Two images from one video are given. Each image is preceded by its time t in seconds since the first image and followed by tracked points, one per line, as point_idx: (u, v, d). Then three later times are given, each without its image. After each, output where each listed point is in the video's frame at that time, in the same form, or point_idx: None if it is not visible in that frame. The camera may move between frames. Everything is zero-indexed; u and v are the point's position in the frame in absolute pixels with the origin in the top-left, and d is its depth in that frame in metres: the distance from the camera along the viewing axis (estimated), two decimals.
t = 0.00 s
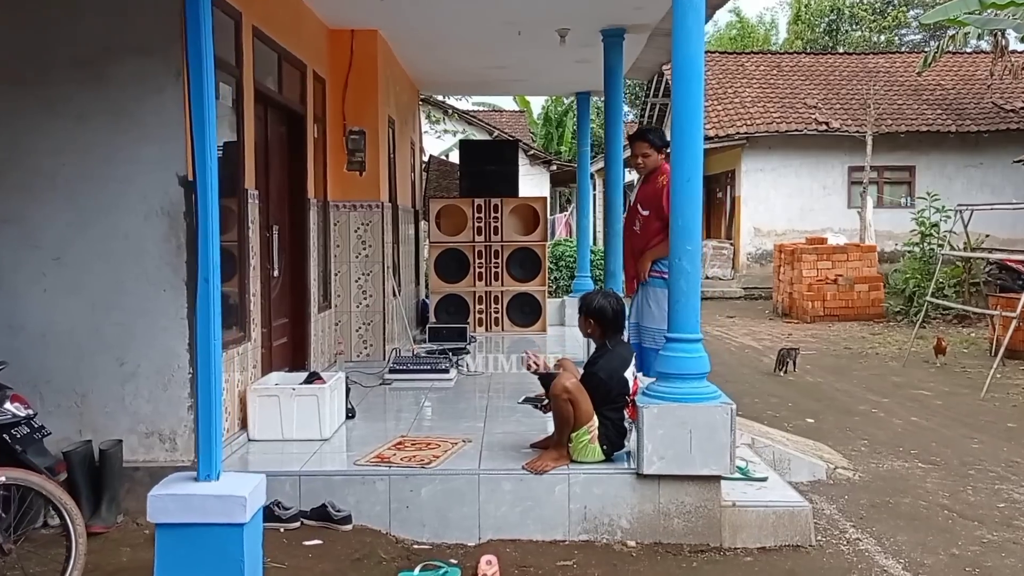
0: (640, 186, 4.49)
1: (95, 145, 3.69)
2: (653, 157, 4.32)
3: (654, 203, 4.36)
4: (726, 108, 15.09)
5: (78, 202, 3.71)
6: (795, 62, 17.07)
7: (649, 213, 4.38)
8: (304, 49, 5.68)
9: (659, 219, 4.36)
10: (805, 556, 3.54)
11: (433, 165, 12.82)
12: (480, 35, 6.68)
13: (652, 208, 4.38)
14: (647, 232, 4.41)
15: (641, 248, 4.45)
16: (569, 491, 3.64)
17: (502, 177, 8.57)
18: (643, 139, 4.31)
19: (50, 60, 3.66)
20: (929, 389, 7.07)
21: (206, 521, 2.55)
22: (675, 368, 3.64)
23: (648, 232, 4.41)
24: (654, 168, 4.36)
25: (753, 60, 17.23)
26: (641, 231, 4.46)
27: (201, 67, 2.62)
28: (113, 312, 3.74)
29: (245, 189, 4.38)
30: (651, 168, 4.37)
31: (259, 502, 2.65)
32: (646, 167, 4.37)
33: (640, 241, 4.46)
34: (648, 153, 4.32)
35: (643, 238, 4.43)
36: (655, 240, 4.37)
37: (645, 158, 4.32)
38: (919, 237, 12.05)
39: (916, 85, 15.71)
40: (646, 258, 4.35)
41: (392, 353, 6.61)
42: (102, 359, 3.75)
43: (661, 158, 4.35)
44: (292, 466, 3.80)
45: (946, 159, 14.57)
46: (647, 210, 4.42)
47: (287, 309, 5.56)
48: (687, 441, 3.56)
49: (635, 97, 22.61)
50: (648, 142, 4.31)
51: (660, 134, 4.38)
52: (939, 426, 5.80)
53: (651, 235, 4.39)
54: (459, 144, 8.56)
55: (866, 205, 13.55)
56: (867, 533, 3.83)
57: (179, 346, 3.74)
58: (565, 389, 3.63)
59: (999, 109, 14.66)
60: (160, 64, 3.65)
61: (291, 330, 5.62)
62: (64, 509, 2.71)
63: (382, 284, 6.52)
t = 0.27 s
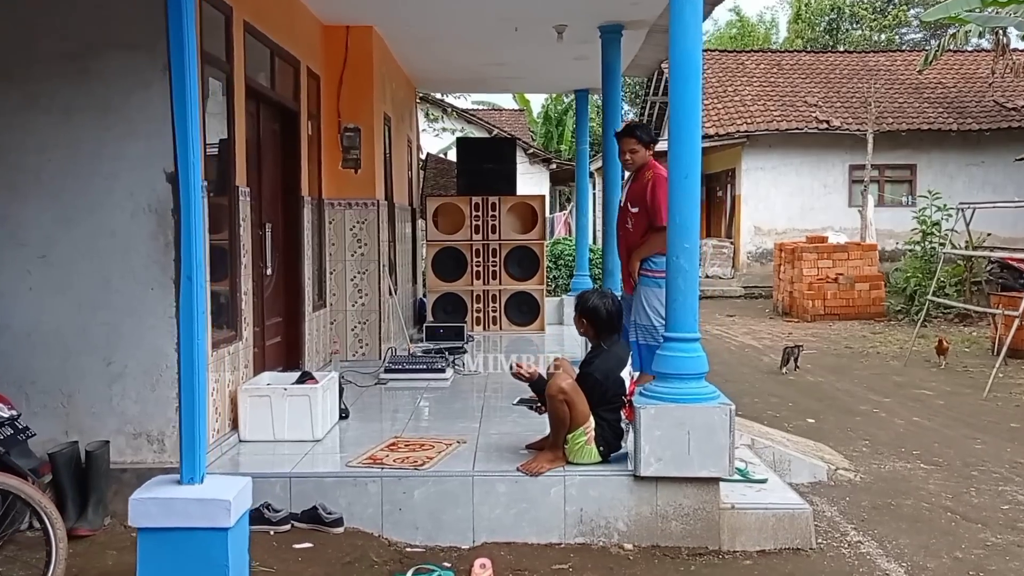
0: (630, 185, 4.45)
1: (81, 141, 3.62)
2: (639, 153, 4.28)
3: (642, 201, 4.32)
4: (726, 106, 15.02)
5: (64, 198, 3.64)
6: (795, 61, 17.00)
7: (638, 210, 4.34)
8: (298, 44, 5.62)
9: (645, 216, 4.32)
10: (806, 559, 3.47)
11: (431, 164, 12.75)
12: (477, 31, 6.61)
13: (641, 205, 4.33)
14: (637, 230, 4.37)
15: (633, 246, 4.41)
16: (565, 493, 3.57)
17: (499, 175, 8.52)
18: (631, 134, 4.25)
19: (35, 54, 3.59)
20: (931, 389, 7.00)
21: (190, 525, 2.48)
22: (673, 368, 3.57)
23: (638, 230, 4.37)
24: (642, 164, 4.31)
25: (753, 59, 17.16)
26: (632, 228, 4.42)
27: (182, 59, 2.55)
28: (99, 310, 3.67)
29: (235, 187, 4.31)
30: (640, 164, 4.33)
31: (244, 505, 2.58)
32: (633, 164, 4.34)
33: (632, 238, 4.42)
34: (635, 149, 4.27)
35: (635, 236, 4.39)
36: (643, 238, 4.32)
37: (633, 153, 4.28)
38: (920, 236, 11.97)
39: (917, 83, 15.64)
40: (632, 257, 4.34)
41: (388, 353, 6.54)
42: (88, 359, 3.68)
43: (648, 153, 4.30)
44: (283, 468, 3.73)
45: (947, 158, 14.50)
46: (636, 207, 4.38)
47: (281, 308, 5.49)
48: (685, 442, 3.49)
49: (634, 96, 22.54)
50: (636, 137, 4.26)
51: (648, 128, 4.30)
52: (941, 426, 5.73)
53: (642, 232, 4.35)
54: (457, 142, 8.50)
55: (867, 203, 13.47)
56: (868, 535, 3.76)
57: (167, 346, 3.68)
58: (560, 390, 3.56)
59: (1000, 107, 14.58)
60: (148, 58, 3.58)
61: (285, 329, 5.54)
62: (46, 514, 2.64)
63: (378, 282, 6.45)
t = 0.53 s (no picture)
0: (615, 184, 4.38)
1: (69, 137, 3.56)
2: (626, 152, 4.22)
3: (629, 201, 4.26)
4: (726, 104, 14.95)
5: (51, 195, 3.57)
6: (795, 58, 16.92)
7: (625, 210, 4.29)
8: (292, 40, 5.55)
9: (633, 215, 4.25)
10: (807, 563, 3.40)
11: (429, 162, 12.67)
12: (474, 27, 6.55)
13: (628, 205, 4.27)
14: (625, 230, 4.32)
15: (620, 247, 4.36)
16: (562, 495, 3.50)
17: (497, 173, 8.46)
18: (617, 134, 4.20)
19: (23, 47, 3.53)
20: (933, 389, 6.94)
21: (176, 530, 2.42)
22: (671, 368, 3.50)
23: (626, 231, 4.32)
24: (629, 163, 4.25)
25: (753, 56, 17.08)
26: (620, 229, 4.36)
27: (167, 53, 2.48)
28: (88, 310, 3.60)
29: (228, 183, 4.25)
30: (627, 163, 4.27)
31: (233, 509, 2.52)
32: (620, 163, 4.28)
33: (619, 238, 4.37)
34: (622, 148, 4.21)
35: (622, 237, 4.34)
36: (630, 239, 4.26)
37: (619, 153, 4.22)
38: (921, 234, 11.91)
39: (917, 81, 15.57)
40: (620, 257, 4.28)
41: (385, 352, 6.47)
42: (77, 359, 3.62)
43: (634, 153, 4.22)
44: (275, 469, 3.66)
45: (948, 156, 14.44)
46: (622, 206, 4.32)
47: (275, 307, 5.42)
48: (684, 443, 3.43)
49: (634, 94, 22.47)
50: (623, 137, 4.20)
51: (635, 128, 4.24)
52: (943, 427, 5.67)
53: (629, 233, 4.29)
54: (454, 139, 8.43)
55: (867, 201, 13.40)
56: (871, 538, 3.70)
57: (157, 345, 3.61)
58: (557, 390, 3.49)
59: (1001, 105, 14.51)
60: (137, 52, 3.52)
61: (279, 328, 5.48)
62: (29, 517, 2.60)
63: (374, 281, 6.38)
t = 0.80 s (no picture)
0: (608, 174, 4.41)
1: (60, 129, 3.47)
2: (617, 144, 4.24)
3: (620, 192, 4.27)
4: (728, 97, 14.85)
5: (42, 188, 3.49)
6: (797, 51, 16.81)
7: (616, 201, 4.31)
8: (290, 31, 5.45)
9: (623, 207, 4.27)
10: (816, 564, 3.33)
11: (429, 155, 12.58)
12: (475, 18, 6.45)
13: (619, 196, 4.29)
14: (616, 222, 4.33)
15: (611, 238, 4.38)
16: (565, 495, 3.42)
17: (497, 166, 8.36)
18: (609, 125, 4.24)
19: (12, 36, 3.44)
20: (939, 384, 6.86)
21: (167, 534, 2.34)
22: (677, 365, 3.42)
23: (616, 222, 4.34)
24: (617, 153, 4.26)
25: (755, 49, 16.97)
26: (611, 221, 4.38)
27: (157, 39, 2.39)
28: (80, 306, 3.51)
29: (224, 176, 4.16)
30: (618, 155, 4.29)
31: (227, 512, 2.44)
32: (609, 153, 4.30)
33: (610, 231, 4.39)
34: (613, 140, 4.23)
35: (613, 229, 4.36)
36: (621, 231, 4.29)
37: (608, 142, 4.24)
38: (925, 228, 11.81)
39: (921, 74, 15.47)
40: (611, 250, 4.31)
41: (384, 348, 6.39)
42: (68, 356, 3.54)
43: (623, 143, 4.25)
44: (272, 468, 3.58)
45: (951, 149, 14.34)
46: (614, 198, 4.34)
47: (273, 302, 5.33)
48: (690, 442, 3.35)
49: (635, 87, 22.35)
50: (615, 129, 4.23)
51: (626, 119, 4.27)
52: (950, 423, 5.59)
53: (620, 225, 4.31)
54: (454, 131, 8.34)
55: (870, 195, 13.30)
56: (881, 538, 3.62)
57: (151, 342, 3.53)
58: (561, 388, 3.41)
59: (1005, 98, 14.41)
60: (129, 41, 3.42)
61: (277, 323, 5.39)
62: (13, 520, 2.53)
63: (373, 275, 6.29)
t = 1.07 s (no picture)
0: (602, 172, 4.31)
1: (51, 125, 3.37)
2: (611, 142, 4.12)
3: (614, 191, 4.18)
4: (730, 92, 14.73)
5: (33, 186, 3.39)
6: (800, 45, 16.69)
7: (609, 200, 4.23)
8: (288, 25, 5.35)
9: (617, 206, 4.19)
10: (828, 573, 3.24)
11: (429, 151, 12.47)
12: (476, 11, 6.34)
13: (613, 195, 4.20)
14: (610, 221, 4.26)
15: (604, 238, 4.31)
16: (571, 501, 3.33)
17: (499, 162, 8.25)
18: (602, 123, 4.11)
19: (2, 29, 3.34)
20: (946, 383, 6.77)
21: (160, 547, 2.25)
22: (686, 368, 3.32)
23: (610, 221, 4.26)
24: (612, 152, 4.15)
25: (758, 44, 16.84)
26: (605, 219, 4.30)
27: (148, 34, 2.29)
28: (72, 307, 3.42)
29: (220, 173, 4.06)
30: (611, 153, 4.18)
31: (222, 524, 2.36)
32: (603, 151, 4.18)
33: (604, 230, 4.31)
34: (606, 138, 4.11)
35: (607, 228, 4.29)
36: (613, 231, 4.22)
37: (602, 141, 4.11)
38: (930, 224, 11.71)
39: (924, 68, 15.35)
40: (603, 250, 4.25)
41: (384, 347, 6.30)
42: (60, 358, 3.44)
43: (617, 141, 4.13)
44: (270, 474, 3.49)
45: (955, 145, 14.24)
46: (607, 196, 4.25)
47: (271, 301, 5.24)
48: (699, 447, 3.26)
49: (636, 82, 22.23)
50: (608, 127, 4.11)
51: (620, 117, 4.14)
52: (959, 424, 5.50)
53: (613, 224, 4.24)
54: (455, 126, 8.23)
55: (874, 191, 13.20)
56: (893, 545, 3.53)
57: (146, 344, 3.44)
58: (566, 391, 3.31)
59: (1009, 93, 14.30)
60: (122, 34, 3.33)
61: (275, 322, 5.30)
62: None
63: (373, 273, 6.20)
